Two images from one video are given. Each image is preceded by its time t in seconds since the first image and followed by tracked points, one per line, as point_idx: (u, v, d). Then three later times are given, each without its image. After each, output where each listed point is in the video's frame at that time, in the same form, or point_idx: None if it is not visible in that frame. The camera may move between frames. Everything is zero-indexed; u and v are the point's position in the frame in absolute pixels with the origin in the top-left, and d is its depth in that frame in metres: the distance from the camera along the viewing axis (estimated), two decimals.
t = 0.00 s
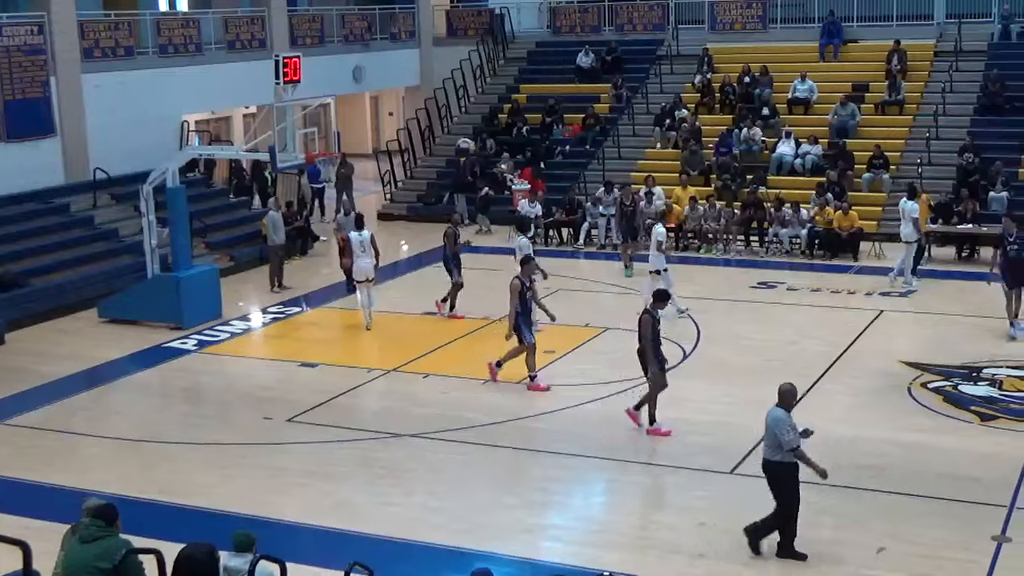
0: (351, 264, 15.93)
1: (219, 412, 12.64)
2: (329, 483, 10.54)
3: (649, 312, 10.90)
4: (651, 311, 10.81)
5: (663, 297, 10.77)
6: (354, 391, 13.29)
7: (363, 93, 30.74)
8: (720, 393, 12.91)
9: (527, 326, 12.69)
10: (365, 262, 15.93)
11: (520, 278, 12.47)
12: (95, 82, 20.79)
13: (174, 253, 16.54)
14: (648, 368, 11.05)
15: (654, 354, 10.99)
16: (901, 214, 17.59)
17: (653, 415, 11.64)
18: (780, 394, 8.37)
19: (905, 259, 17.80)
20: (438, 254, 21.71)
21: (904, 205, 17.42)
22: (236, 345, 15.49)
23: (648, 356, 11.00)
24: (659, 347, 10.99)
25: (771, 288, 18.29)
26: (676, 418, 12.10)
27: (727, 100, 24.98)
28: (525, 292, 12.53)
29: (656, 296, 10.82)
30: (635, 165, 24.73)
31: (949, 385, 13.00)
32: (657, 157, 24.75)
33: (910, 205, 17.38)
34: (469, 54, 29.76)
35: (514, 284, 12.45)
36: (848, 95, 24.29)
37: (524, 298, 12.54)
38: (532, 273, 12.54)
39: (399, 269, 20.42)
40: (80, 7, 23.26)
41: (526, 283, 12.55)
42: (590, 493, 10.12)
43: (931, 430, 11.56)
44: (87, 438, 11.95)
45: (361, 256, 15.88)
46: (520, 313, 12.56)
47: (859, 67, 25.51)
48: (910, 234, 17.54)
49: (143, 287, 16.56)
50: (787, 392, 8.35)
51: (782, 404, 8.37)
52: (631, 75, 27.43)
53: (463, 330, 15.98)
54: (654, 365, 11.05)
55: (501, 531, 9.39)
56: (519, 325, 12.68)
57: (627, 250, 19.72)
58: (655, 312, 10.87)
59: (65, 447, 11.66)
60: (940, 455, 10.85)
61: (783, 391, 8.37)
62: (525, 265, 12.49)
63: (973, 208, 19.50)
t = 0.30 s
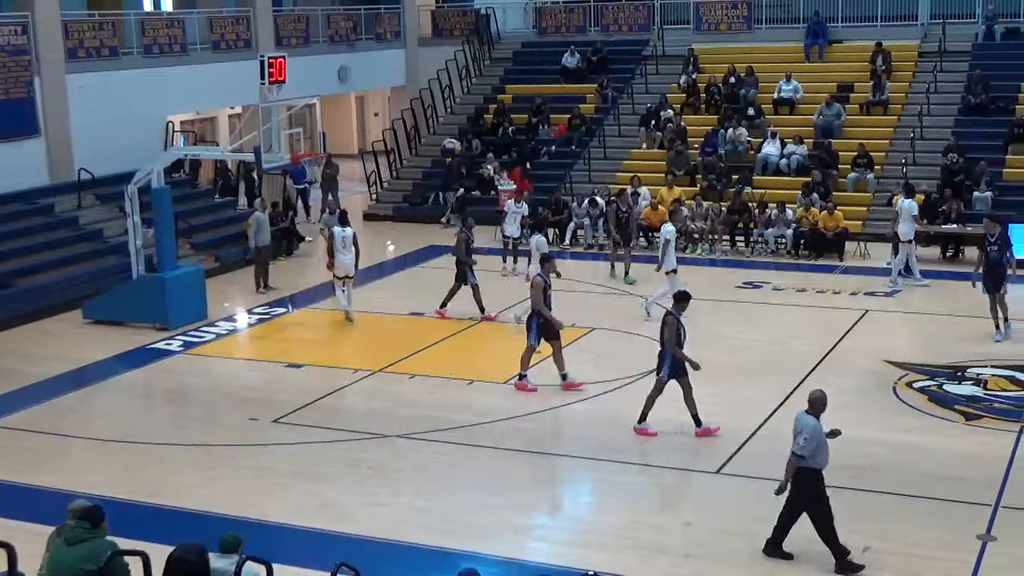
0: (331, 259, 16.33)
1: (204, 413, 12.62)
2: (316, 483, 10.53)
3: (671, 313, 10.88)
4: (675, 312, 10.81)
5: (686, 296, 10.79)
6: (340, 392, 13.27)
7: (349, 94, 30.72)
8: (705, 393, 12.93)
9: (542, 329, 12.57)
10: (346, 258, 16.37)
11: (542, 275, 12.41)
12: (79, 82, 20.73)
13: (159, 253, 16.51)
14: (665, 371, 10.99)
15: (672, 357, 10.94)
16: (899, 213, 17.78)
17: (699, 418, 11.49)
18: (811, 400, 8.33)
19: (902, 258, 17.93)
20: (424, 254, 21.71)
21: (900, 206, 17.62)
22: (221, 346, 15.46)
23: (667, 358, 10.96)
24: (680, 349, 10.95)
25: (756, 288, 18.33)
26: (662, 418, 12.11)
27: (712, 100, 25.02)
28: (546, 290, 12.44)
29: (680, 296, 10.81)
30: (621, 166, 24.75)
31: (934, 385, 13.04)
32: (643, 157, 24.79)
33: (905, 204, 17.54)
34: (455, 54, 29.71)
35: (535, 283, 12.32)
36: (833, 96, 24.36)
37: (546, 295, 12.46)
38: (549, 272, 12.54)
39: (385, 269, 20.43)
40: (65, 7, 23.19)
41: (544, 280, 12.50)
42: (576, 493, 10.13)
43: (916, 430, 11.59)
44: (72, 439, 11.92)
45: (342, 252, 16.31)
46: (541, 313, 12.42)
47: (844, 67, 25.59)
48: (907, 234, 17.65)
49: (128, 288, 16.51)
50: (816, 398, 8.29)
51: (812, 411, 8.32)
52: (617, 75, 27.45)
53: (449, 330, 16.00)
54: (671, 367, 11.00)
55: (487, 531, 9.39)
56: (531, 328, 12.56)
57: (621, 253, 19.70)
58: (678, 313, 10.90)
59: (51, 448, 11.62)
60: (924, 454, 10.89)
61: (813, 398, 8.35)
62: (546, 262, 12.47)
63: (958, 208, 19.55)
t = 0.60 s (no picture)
0: (325, 258, 16.86)
1: (202, 413, 12.61)
2: (314, 484, 10.52)
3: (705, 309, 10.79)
4: (708, 309, 10.67)
5: (721, 293, 10.60)
6: (337, 392, 13.27)
7: (347, 94, 30.71)
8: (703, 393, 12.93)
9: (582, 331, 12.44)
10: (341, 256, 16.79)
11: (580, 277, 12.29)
12: (77, 82, 20.73)
13: (157, 254, 16.49)
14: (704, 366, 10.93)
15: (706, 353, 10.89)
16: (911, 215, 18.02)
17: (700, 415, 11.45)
18: (853, 404, 8.24)
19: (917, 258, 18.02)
20: (423, 254, 21.72)
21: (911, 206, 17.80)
22: (219, 346, 15.44)
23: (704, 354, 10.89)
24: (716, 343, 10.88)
25: (754, 288, 18.32)
26: (659, 419, 12.10)
27: (710, 100, 25.03)
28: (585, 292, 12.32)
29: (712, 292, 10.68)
30: (618, 166, 24.76)
31: (931, 385, 13.04)
32: (641, 157, 24.79)
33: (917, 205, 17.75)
34: (452, 54, 29.67)
35: (574, 286, 12.21)
36: (831, 95, 24.38)
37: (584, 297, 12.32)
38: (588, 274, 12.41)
39: (383, 269, 20.42)
40: (62, 7, 23.18)
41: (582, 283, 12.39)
42: (575, 494, 10.12)
43: (914, 429, 11.60)
44: (71, 439, 11.90)
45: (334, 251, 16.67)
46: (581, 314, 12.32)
47: (841, 66, 25.60)
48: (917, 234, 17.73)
49: (126, 288, 16.49)
50: (858, 401, 8.18)
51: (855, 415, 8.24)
52: (615, 75, 27.45)
53: (446, 330, 16.00)
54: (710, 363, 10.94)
55: (485, 531, 9.39)
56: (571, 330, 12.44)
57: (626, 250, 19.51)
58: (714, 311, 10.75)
59: (48, 449, 11.61)
60: (922, 454, 10.89)
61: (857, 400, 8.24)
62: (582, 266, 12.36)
63: (956, 208, 19.48)
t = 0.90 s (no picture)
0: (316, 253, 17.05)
1: (202, 413, 12.60)
2: (314, 484, 10.52)
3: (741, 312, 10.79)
4: (746, 314, 10.70)
5: (759, 297, 10.64)
6: (337, 392, 13.27)
7: (346, 94, 30.70)
8: (703, 393, 12.92)
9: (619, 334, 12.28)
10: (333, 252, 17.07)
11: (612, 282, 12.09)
12: (77, 83, 20.73)
13: (157, 253, 16.49)
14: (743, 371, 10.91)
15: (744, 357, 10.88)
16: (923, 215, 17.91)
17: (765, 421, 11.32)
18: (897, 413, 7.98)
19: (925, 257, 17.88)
20: (422, 254, 21.72)
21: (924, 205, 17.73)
22: (219, 346, 15.44)
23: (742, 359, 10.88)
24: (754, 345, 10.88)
25: (754, 288, 18.32)
26: (659, 419, 12.10)
27: (709, 100, 25.04)
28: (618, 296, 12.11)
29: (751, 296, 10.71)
30: (618, 166, 24.77)
31: (930, 385, 13.04)
32: (640, 157, 24.80)
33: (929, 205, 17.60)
34: (452, 54, 29.64)
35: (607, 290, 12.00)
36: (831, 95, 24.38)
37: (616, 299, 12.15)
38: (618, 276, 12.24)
39: (383, 269, 20.42)
40: (63, 7, 23.19)
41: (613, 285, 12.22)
42: (575, 494, 10.13)
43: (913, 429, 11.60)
44: (71, 439, 11.90)
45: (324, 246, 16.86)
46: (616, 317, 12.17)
47: (841, 66, 25.60)
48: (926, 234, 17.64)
49: (126, 288, 16.49)
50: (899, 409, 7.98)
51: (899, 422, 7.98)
52: (614, 75, 27.45)
53: (446, 330, 15.99)
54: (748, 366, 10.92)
55: (485, 531, 9.39)
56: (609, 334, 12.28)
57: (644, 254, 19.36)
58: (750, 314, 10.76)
59: (49, 449, 11.61)
60: (921, 454, 10.89)
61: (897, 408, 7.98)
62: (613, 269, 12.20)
63: (956, 208, 19.50)
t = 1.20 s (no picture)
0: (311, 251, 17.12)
1: (201, 413, 12.60)
2: (314, 483, 10.53)
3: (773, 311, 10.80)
4: (781, 311, 10.72)
5: (790, 293, 10.68)
6: (337, 392, 13.27)
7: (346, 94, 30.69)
8: (702, 393, 12.92)
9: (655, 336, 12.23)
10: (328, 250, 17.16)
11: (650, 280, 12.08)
12: (78, 83, 20.74)
13: (157, 253, 16.48)
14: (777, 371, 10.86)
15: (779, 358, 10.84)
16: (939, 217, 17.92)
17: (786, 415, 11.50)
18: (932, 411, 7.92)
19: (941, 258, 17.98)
20: (422, 254, 21.73)
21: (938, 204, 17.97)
22: (219, 346, 15.44)
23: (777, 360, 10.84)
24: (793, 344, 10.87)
25: (754, 288, 18.31)
26: (658, 419, 12.10)
27: (709, 101, 25.04)
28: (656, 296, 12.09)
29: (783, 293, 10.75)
30: (619, 166, 24.77)
31: (930, 385, 13.04)
32: (640, 157, 24.81)
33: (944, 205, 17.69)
34: (452, 54, 29.60)
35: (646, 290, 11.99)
36: (831, 95, 24.39)
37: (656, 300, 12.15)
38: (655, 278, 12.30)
39: (382, 269, 20.41)
40: (63, 7, 23.19)
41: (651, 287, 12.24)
42: (574, 493, 10.13)
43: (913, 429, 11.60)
44: (71, 439, 11.90)
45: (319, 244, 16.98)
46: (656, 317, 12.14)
47: (841, 66, 25.60)
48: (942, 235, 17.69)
49: (126, 288, 16.49)
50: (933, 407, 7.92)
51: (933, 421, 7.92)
52: (614, 75, 27.44)
53: (446, 330, 15.99)
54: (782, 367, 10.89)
55: (484, 531, 9.39)
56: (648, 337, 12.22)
57: (665, 256, 19.13)
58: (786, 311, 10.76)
59: (48, 449, 11.61)
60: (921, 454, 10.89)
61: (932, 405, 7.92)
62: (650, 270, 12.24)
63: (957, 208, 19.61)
